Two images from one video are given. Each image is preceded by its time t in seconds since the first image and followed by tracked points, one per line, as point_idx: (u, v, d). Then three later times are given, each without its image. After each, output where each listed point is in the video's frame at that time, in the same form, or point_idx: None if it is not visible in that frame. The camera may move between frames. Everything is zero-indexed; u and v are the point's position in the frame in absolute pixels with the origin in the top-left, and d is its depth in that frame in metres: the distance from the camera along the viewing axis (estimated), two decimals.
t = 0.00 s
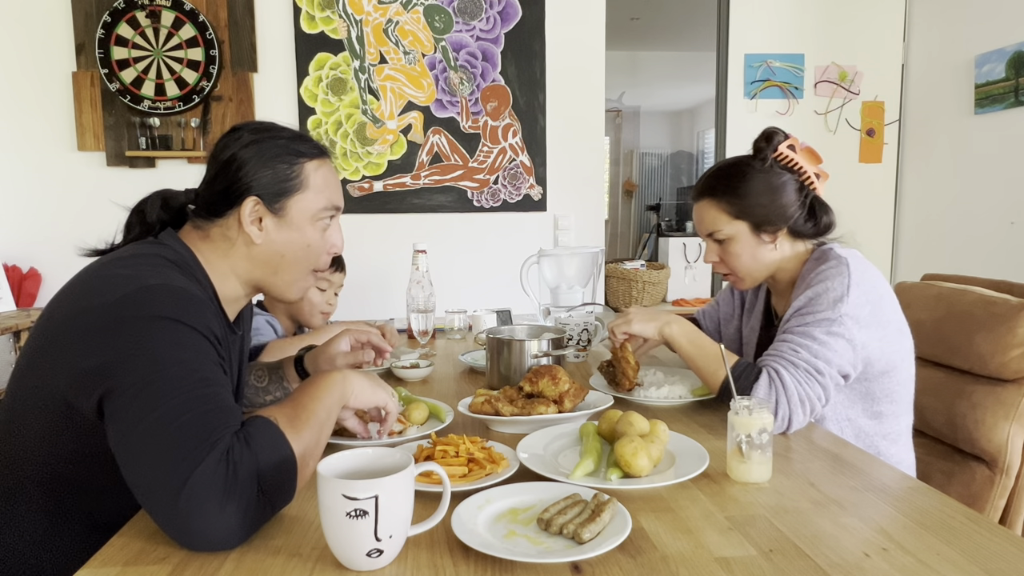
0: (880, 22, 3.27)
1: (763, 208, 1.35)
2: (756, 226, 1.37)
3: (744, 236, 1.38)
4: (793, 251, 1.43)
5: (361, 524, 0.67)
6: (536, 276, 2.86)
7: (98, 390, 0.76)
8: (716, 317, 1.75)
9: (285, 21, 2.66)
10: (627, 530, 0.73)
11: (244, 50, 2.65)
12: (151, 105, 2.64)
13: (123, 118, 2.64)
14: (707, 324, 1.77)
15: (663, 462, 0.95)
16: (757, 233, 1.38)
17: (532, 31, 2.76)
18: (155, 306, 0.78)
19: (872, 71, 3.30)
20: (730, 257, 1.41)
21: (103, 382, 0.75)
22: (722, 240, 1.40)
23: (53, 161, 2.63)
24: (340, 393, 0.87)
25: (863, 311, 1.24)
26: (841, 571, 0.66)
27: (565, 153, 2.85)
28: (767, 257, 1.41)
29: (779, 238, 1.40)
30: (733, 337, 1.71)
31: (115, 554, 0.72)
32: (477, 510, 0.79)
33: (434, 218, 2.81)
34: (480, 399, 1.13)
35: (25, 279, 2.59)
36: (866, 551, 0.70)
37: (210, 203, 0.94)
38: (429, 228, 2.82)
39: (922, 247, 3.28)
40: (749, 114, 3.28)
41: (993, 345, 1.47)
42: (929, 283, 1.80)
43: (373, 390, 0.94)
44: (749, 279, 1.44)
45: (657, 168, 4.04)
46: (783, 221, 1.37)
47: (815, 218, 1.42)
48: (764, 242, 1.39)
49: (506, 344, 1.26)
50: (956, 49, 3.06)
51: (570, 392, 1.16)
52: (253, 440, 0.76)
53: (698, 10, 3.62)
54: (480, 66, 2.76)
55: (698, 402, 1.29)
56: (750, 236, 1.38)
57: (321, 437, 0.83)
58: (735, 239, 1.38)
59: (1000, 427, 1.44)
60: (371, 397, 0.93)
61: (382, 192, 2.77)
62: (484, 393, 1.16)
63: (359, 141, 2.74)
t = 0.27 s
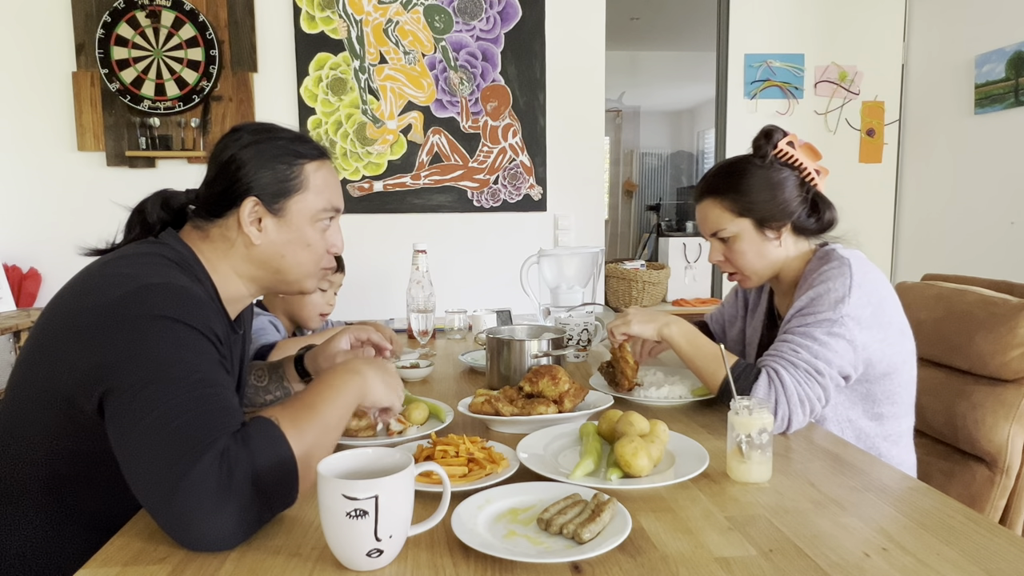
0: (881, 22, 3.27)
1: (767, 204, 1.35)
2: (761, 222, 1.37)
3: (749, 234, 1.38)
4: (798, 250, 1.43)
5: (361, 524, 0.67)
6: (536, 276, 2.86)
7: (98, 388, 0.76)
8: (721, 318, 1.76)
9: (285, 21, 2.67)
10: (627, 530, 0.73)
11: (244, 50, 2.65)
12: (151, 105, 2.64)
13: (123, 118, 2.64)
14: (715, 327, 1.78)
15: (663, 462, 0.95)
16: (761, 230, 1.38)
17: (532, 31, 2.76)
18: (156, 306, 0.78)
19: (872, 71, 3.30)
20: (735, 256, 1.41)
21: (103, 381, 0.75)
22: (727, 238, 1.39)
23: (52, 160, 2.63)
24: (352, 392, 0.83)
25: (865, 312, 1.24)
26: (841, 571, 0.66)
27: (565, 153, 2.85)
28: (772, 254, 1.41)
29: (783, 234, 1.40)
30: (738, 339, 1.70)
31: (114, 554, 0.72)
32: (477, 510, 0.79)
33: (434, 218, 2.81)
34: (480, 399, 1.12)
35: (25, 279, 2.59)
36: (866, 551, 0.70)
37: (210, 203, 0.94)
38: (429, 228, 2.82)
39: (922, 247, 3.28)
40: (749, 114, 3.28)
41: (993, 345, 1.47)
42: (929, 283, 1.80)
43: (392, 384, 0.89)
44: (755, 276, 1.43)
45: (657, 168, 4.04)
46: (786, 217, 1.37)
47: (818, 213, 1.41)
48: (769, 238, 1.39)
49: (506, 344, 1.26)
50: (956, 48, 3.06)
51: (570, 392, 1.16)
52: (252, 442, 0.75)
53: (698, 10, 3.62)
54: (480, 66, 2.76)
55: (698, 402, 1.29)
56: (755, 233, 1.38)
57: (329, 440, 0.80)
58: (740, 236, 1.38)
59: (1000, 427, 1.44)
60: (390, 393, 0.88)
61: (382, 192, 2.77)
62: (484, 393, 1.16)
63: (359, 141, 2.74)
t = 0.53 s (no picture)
0: (881, 22, 3.27)
1: (772, 205, 1.35)
2: (765, 224, 1.37)
3: (752, 235, 1.39)
4: (804, 252, 1.43)
5: (361, 524, 0.67)
6: (536, 276, 2.86)
7: (105, 386, 0.76)
8: (732, 318, 1.77)
9: (285, 21, 2.67)
10: (627, 530, 0.73)
11: (244, 51, 2.65)
12: (151, 105, 2.64)
13: (123, 118, 2.64)
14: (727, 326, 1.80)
15: (663, 462, 0.95)
16: (765, 232, 1.38)
17: (532, 31, 2.76)
18: (162, 303, 0.78)
19: (872, 72, 3.30)
20: (738, 256, 1.43)
21: (110, 377, 0.76)
22: (731, 239, 1.41)
23: (52, 160, 2.63)
24: (363, 383, 0.85)
25: (873, 315, 1.24)
26: (841, 571, 0.66)
27: (565, 154, 2.85)
28: (777, 256, 1.41)
29: (789, 237, 1.40)
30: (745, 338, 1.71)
31: (115, 554, 0.72)
32: (477, 510, 0.79)
33: (434, 218, 2.81)
34: (480, 399, 1.13)
35: (25, 279, 2.59)
36: (866, 551, 0.70)
37: (216, 206, 0.94)
38: (430, 229, 2.82)
39: (922, 248, 3.29)
40: (749, 114, 3.28)
41: (994, 345, 1.47)
42: (929, 284, 1.80)
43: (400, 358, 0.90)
44: (758, 277, 1.46)
45: (657, 168, 4.05)
46: (792, 220, 1.36)
47: (826, 216, 1.40)
48: (773, 241, 1.39)
49: (506, 344, 1.26)
50: (957, 48, 3.06)
51: (570, 392, 1.16)
52: (262, 441, 0.76)
53: (697, 11, 3.62)
54: (480, 66, 2.76)
55: (698, 402, 1.29)
56: (758, 235, 1.39)
57: (342, 433, 0.82)
58: (743, 237, 1.39)
59: (1000, 428, 1.44)
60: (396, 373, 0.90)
61: (382, 192, 2.77)
62: (484, 393, 1.16)
63: (359, 141, 2.74)
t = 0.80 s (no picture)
0: (881, 22, 3.27)
1: (776, 210, 1.34)
2: (767, 230, 1.37)
3: (753, 240, 1.39)
4: (807, 255, 1.42)
5: (361, 524, 0.67)
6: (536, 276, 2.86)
7: (113, 383, 0.76)
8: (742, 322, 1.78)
9: (285, 21, 2.67)
10: (627, 530, 0.73)
11: (244, 50, 2.65)
12: (151, 105, 2.63)
13: (123, 118, 2.64)
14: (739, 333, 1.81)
15: (663, 462, 0.95)
16: (766, 238, 1.39)
17: (532, 31, 2.76)
18: (169, 300, 0.78)
19: (872, 72, 3.30)
20: (740, 259, 1.44)
21: (118, 375, 0.76)
22: (733, 242, 1.42)
23: (52, 160, 2.63)
24: (356, 356, 0.86)
25: (876, 318, 1.24)
26: (841, 571, 0.66)
27: (565, 154, 2.85)
28: (778, 261, 1.42)
29: (790, 243, 1.40)
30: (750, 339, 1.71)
31: (116, 554, 0.71)
32: (478, 510, 0.79)
33: (434, 218, 2.81)
34: (480, 399, 1.13)
35: (25, 279, 2.59)
36: (866, 551, 0.70)
37: (226, 211, 0.94)
38: (430, 228, 2.82)
39: (922, 248, 3.29)
40: (749, 114, 3.28)
41: (994, 346, 1.47)
42: (930, 284, 1.80)
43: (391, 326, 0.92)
44: (759, 280, 1.46)
45: (657, 168, 4.05)
46: (795, 225, 1.36)
47: (830, 222, 1.40)
48: (774, 247, 1.40)
49: (506, 344, 1.26)
50: (957, 48, 3.06)
51: (571, 392, 1.16)
52: (272, 436, 0.77)
53: (698, 11, 3.62)
54: (480, 66, 2.76)
55: (698, 402, 1.28)
56: (759, 241, 1.39)
57: (345, 410, 0.83)
58: (744, 241, 1.40)
59: (1000, 428, 1.44)
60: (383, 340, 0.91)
61: (382, 192, 2.77)
62: (485, 393, 1.16)
63: (359, 141, 2.74)
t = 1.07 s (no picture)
0: (881, 22, 3.27)
1: (775, 214, 1.34)
2: (766, 234, 1.37)
3: (752, 244, 1.39)
4: (806, 257, 1.42)
5: (361, 525, 0.67)
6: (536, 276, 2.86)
7: (118, 381, 0.77)
8: (734, 322, 1.77)
9: (285, 21, 2.67)
10: (627, 530, 0.73)
11: (244, 50, 2.65)
12: (151, 105, 2.63)
13: (123, 118, 2.64)
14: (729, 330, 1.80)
15: (663, 462, 0.95)
16: (766, 242, 1.38)
17: (532, 31, 2.76)
18: (175, 298, 0.79)
19: (872, 72, 3.30)
20: (740, 263, 1.43)
21: (123, 372, 0.76)
22: (732, 246, 1.42)
23: (52, 160, 2.63)
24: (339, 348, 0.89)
25: (877, 318, 1.24)
26: (842, 571, 0.66)
27: (565, 154, 2.85)
28: (777, 264, 1.41)
29: (790, 247, 1.40)
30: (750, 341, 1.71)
31: (116, 554, 0.71)
32: (478, 510, 0.79)
33: (434, 218, 2.81)
34: (480, 399, 1.12)
35: (25, 279, 2.59)
36: (867, 551, 0.70)
37: (236, 215, 0.95)
38: (430, 229, 2.82)
39: (922, 248, 3.29)
40: (749, 114, 3.28)
41: (994, 346, 1.47)
42: (930, 284, 1.80)
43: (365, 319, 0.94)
44: (759, 284, 1.46)
45: (657, 168, 4.05)
46: (794, 230, 1.36)
47: (830, 226, 1.39)
48: (773, 252, 1.39)
49: (506, 344, 1.26)
50: (957, 49, 3.06)
51: (571, 392, 1.16)
52: (276, 433, 0.77)
53: (698, 11, 3.62)
54: (480, 66, 2.76)
55: (697, 402, 1.29)
56: (759, 245, 1.39)
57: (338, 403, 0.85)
58: (743, 246, 1.40)
59: (1001, 428, 1.44)
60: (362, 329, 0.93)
61: (382, 192, 2.77)
62: (485, 393, 1.16)
63: (359, 141, 2.74)
